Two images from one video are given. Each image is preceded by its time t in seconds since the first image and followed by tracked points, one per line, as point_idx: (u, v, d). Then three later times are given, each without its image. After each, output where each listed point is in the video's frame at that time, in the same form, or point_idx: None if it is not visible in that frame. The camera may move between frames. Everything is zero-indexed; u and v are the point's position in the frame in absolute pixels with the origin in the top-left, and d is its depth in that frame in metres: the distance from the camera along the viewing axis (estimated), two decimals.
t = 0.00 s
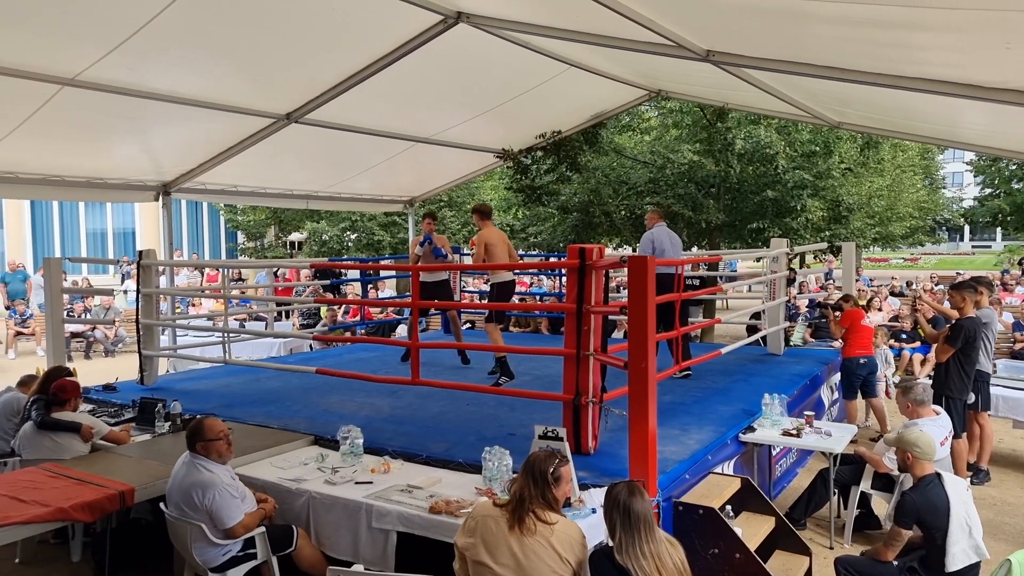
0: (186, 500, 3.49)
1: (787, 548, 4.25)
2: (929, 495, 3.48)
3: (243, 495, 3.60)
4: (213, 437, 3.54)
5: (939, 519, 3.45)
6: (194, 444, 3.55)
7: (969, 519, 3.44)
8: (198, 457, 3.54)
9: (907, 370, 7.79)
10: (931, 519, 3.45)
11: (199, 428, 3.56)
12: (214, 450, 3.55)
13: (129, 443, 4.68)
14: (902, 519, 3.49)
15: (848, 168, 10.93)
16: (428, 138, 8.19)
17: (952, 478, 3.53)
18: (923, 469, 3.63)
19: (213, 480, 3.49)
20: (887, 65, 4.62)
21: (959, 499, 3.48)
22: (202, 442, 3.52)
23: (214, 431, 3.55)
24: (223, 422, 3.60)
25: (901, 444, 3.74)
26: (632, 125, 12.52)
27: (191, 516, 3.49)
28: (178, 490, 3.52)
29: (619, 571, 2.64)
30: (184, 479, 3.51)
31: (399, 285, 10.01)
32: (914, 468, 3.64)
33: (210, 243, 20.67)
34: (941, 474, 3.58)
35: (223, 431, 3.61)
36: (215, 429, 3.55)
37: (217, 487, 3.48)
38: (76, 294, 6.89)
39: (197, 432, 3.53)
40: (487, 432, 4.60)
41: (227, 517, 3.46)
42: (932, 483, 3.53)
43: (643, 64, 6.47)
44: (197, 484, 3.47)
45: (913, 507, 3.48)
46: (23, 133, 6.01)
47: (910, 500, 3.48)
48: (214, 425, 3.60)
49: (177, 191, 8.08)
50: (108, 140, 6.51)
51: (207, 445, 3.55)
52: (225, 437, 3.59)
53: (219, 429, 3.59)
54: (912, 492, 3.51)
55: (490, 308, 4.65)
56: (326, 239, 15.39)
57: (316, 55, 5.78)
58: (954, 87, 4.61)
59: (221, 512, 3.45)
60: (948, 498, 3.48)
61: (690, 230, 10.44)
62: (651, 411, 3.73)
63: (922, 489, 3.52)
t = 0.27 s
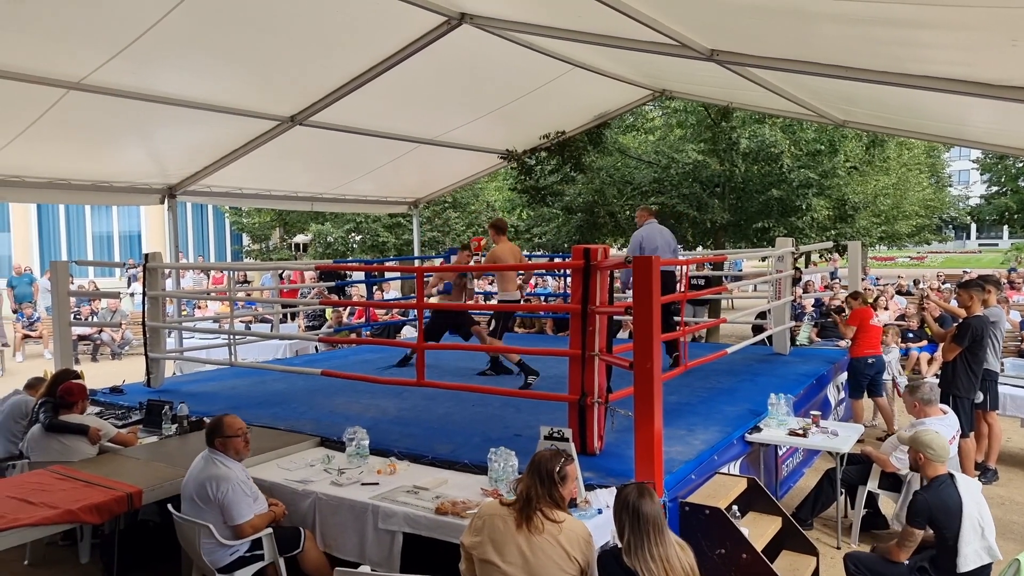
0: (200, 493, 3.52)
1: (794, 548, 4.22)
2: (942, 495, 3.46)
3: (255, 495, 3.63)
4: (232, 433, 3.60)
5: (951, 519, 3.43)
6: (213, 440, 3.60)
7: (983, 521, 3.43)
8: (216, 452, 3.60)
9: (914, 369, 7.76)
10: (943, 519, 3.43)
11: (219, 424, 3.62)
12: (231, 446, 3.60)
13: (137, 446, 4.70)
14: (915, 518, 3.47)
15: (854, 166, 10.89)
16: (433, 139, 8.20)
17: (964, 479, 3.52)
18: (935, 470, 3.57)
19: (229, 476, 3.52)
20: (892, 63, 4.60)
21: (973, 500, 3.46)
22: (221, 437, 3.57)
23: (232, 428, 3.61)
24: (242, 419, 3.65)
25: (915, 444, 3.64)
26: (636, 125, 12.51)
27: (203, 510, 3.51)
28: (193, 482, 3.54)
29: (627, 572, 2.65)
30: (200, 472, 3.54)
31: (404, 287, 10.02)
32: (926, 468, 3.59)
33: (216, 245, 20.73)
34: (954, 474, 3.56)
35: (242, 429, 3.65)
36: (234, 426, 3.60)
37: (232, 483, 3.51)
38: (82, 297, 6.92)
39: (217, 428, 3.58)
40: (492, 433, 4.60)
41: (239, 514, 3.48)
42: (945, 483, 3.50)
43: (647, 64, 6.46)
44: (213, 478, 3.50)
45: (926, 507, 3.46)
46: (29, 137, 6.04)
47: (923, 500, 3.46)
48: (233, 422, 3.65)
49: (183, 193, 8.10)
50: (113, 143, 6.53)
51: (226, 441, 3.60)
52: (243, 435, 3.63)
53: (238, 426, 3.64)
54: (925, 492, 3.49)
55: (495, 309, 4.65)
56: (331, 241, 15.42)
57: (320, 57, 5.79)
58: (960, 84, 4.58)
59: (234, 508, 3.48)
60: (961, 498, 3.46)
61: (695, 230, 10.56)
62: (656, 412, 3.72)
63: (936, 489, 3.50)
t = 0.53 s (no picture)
0: (209, 489, 3.52)
1: (800, 552, 4.21)
2: (951, 498, 3.44)
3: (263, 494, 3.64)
4: (244, 431, 3.61)
5: (959, 523, 3.42)
6: (225, 437, 3.61)
7: (989, 526, 3.45)
8: (227, 450, 3.61)
9: (921, 372, 7.74)
10: (952, 523, 3.42)
11: (232, 422, 3.63)
12: (243, 444, 3.61)
13: (143, 445, 4.71)
14: (924, 521, 3.44)
15: (861, 169, 10.87)
16: (439, 141, 8.21)
17: (974, 483, 3.51)
18: (945, 472, 3.55)
19: (240, 473, 3.53)
20: (899, 66, 4.59)
21: (981, 505, 3.46)
22: (233, 435, 3.58)
23: (245, 427, 3.62)
24: (255, 418, 3.66)
25: (926, 445, 3.64)
26: (643, 127, 12.50)
27: (212, 506, 3.52)
28: (203, 478, 3.55)
29: None
30: (211, 468, 3.55)
31: (410, 288, 10.04)
32: (936, 470, 3.57)
33: (224, 246, 20.79)
34: (964, 477, 3.53)
35: (253, 428, 3.67)
36: (246, 424, 3.61)
37: (242, 481, 3.52)
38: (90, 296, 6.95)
39: (229, 425, 3.59)
40: (498, 435, 4.60)
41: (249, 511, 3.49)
42: (954, 486, 3.48)
43: (654, 66, 6.46)
44: (224, 474, 3.51)
45: (935, 509, 3.43)
46: (39, 138, 6.07)
47: (931, 503, 3.43)
48: (245, 420, 3.66)
49: (190, 194, 8.13)
50: (121, 143, 6.55)
51: (237, 439, 3.61)
52: (255, 434, 3.64)
53: (250, 425, 3.65)
54: (935, 494, 3.46)
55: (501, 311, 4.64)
56: (338, 242, 15.45)
57: (327, 59, 5.81)
58: (967, 88, 4.57)
59: (244, 505, 3.49)
60: (970, 503, 3.45)
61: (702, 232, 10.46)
62: (662, 414, 3.71)
63: (945, 492, 3.47)
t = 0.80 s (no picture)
0: (203, 493, 3.51)
1: (796, 551, 4.23)
2: (950, 499, 3.46)
3: (258, 496, 3.62)
4: (234, 433, 3.58)
5: (957, 524, 3.45)
6: (216, 440, 3.59)
7: (986, 528, 3.46)
8: (219, 453, 3.58)
9: (916, 373, 7.80)
10: (950, 524, 3.44)
11: (222, 424, 3.61)
12: (234, 446, 3.59)
13: (138, 447, 4.67)
14: (922, 521, 3.47)
15: (858, 172, 10.94)
16: (438, 141, 8.20)
17: (974, 484, 3.52)
18: (946, 471, 3.56)
19: (231, 477, 3.51)
20: (896, 69, 4.63)
21: (979, 507, 3.47)
22: (223, 438, 3.56)
23: (235, 429, 3.59)
24: (245, 420, 3.63)
25: (929, 443, 3.63)
26: (642, 128, 12.51)
27: (206, 510, 3.50)
28: (196, 482, 3.54)
29: None
30: (203, 472, 3.54)
31: (409, 289, 10.02)
32: (938, 469, 3.58)
33: (221, 245, 20.67)
34: (964, 478, 3.54)
35: (244, 430, 3.63)
36: (236, 426, 3.58)
37: (235, 484, 3.50)
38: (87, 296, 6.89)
39: (219, 428, 3.57)
40: (497, 435, 4.59)
41: (242, 514, 3.47)
42: (953, 487, 3.50)
43: (653, 67, 6.48)
44: (215, 478, 3.49)
45: (933, 510, 3.46)
46: (34, 136, 6.01)
47: (930, 504, 3.46)
48: (236, 423, 3.63)
49: (187, 193, 8.08)
50: (117, 142, 6.50)
51: (228, 441, 3.59)
52: (246, 436, 3.61)
53: (241, 427, 3.62)
54: (934, 495, 3.48)
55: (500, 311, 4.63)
56: (336, 242, 15.41)
57: (323, 58, 5.79)
58: (962, 91, 4.62)
59: (237, 508, 3.47)
60: (969, 504, 3.47)
61: (701, 235, 10.58)
62: (661, 415, 3.72)
63: (944, 492, 3.50)
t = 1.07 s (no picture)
0: (183, 508, 3.48)
1: (788, 550, 4.24)
2: (945, 501, 3.47)
3: (242, 501, 3.59)
4: (206, 445, 3.51)
5: (951, 527, 3.46)
6: (189, 452, 3.52)
7: (980, 530, 3.48)
8: (195, 465, 3.52)
9: (907, 373, 7.84)
10: (944, 526, 3.45)
11: (193, 436, 3.53)
12: (208, 457, 3.52)
13: (129, 450, 4.64)
14: (917, 523, 3.48)
15: (848, 172, 11.01)
16: (430, 143, 8.20)
17: (969, 485, 3.55)
18: (942, 472, 3.57)
19: (209, 490, 3.46)
20: (884, 71, 4.66)
21: (973, 509, 3.49)
22: (196, 450, 3.49)
23: (206, 439, 3.51)
24: (217, 429, 3.54)
25: (927, 443, 3.61)
26: (634, 130, 12.53)
27: (189, 523, 3.48)
28: (175, 498, 3.50)
29: None
30: (181, 487, 3.49)
31: (401, 291, 10.01)
32: (933, 470, 3.59)
33: (212, 247, 20.59)
34: (958, 480, 3.55)
35: (217, 438, 3.56)
36: (208, 437, 3.50)
37: (213, 495, 3.45)
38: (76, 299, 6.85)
39: (190, 441, 3.49)
40: (490, 437, 4.59)
41: (225, 524, 3.44)
42: (948, 489, 3.51)
43: (644, 69, 6.50)
44: (193, 492, 3.45)
45: (928, 512, 3.46)
46: (22, 138, 5.97)
47: (926, 505, 3.46)
48: (208, 432, 3.55)
49: (178, 195, 8.04)
50: (107, 144, 6.47)
51: (202, 452, 3.52)
52: (219, 445, 3.53)
53: (213, 436, 3.54)
54: (929, 497, 3.49)
55: (493, 313, 4.63)
56: (329, 244, 15.38)
57: (315, 60, 5.78)
58: (950, 93, 4.65)
59: (219, 519, 3.44)
60: (963, 507, 3.49)
61: (693, 234, 10.48)
62: (654, 416, 3.73)
63: (939, 494, 3.50)
